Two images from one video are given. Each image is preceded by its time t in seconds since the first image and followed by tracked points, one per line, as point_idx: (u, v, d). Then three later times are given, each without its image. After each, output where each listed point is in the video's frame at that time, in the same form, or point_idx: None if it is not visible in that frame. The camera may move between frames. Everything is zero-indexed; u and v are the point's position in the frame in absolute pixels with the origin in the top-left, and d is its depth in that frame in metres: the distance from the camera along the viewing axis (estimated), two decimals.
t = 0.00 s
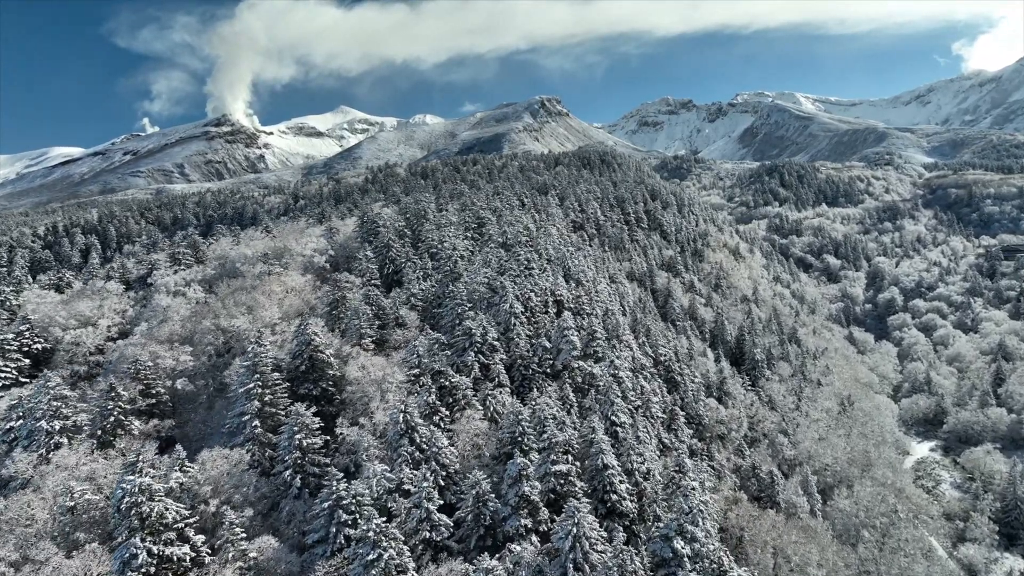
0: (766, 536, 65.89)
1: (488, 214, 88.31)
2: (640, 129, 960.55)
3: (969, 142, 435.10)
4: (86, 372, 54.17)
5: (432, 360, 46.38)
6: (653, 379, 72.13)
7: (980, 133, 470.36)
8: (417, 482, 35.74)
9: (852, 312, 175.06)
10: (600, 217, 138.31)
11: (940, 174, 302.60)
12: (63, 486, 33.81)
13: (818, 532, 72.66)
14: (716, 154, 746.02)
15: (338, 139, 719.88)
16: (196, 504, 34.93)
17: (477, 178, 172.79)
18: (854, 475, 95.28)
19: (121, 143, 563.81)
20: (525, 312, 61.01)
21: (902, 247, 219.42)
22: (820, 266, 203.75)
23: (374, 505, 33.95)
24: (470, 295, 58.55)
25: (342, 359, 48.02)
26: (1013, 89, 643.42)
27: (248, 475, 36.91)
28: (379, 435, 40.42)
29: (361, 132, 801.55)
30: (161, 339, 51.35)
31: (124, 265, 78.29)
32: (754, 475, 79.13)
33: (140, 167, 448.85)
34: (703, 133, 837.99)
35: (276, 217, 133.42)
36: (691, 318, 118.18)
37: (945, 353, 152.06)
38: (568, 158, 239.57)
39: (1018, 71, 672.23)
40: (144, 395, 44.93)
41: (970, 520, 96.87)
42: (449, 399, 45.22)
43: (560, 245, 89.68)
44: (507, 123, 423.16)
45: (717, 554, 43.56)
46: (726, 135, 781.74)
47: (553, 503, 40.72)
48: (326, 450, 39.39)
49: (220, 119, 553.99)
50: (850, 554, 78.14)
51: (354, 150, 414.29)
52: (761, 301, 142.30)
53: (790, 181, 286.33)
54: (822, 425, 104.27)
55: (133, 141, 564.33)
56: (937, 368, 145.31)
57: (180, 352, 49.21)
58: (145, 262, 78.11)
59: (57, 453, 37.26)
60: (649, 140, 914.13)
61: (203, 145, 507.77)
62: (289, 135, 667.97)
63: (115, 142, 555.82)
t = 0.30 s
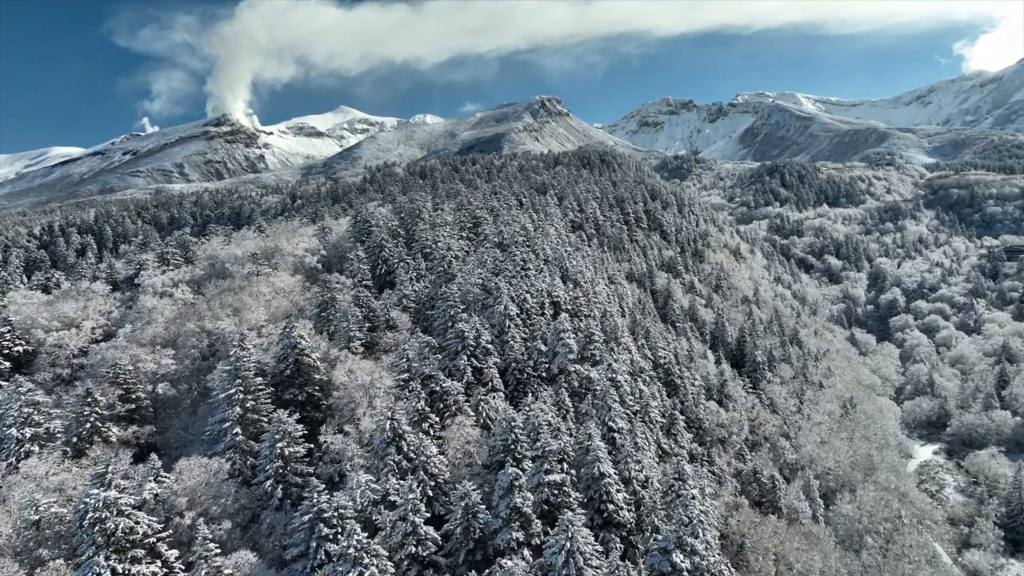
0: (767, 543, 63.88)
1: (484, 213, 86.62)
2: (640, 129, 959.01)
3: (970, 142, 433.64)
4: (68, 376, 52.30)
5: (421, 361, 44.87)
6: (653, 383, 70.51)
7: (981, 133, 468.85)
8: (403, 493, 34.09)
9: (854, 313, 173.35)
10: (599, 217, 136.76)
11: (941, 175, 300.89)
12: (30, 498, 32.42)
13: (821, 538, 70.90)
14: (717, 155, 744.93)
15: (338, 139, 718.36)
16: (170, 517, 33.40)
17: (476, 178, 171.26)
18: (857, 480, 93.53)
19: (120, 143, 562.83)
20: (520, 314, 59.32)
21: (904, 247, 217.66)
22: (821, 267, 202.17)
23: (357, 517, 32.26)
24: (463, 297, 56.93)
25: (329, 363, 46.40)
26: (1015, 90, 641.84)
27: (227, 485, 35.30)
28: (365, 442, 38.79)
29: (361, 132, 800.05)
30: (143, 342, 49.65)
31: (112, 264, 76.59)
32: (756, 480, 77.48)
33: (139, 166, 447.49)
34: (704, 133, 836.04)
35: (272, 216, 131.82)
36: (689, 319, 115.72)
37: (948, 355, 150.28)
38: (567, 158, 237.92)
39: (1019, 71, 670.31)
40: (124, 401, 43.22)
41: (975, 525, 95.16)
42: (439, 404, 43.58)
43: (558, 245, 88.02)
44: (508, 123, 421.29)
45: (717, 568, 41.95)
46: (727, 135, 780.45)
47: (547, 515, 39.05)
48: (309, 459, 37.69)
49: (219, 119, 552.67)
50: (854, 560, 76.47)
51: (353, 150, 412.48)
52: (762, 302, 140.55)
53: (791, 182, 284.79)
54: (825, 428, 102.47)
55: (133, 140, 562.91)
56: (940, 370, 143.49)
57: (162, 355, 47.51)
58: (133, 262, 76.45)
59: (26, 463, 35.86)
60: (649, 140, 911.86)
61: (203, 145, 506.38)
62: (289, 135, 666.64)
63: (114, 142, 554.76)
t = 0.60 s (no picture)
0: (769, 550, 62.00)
1: (480, 212, 84.88)
2: (640, 129, 957.29)
3: (972, 142, 431.84)
4: (49, 378, 50.28)
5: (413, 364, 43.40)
6: (652, 387, 68.85)
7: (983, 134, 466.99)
8: (387, 505, 32.43)
9: (856, 314, 171.55)
10: (598, 217, 135.13)
11: (943, 175, 298.99)
12: None
13: (824, 545, 69.14)
14: (718, 154, 743.10)
15: (337, 139, 716.86)
16: (141, 531, 31.92)
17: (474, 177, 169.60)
18: (859, 484, 91.83)
19: (120, 142, 561.45)
20: (515, 316, 57.63)
21: (906, 248, 215.84)
22: (822, 267, 200.45)
23: (338, 532, 30.58)
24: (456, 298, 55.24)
25: (315, 367, 44.73)
26: (1016, 90, 639.87)
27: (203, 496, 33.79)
28: (350, 449, 37.20)
29: (361, 132, 798.33)
30: (123, 345, 47.96)
31: (100, 263, 74.92)
32: (757, 484, 75.79)
33: (139, 166, 446.13)
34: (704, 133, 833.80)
35: (267, 215, 130.03)
36: (689, 321, 113.84)
37: (951, 356, 148.44)
38: (567, 158, 236.18)
39: (1021, 71, 667.96)
40: (101, 406, 41.50)
41: (981, 530, 93.38)
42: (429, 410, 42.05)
43: (556, 246, 86.35)
44: (508, 122, 419.47)
45: None
46: (728, 135, 778.57)
47: (539, 527, 37.41)
48: (291, 468, 36.01)
49: (219, 118, 551.08)
50: (857, 567, 74.83)
51: (353, 149, 410.72)
52: (763, 302, 138.70)
53: (792, 181, 283.04)
54: (827, 431, 100.69)
55: (132, 140, 561.25)
56: (943, 372, 141.64)
57: (143, 359, 45.83)
58: (121, 262, 74.65)
59: None
60: (650, 140, 909.06)
61: (202, 145, 504.81)
62: (289, 135, 665.45)
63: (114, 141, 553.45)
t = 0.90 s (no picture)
0: (771, 558, 60.25)
1: (476, 212, 83.23)
2: (640, 129, 955.59)
3: (974, 142, 429.85)
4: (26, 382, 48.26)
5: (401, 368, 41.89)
6: (651, 391, 67.14)
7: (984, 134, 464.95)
8: (370, 520, 30.68)
9: (857, 315, 169.80)
10: (597, 217, 133.50)
11: (945, 175, 297.00)
12: None
13: (827, 552, 67.34)
14: (719, 154, 741.30)
15: (337, 139, 715.22)
16: (109, 547, 30.24)
17: (473, 176, 167.95)
18: (862, 488, 90.08)
19: (120, 142, 560.24)
20: (509, 318, 55.95)
21: (908, 248, 214.06)
22: (823, 268, 198.70)
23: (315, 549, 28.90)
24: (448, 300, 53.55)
25: (301, 371, 43.09)
26: (1017, 90, 637.93)
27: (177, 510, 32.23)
28: (333, 458, 35.54)
29: (361, 132, 796.78)
30: (102, 349, 46.24)
31: (87, 263, 73.22)
32: (759, 489, 74.14)
33: (138, 165, 444.50)
34: (705, 133, 831.74)
35: (262, 214, 128.27)
36: (689, 322, 112.01)
37: (954, 358, 146.62)
38: (566, 157, 234.49)
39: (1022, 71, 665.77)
40: (77, 411, 39.73)
41: (986, 536, 91.55)
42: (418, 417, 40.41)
43: (554, 246, 84.71)
44: (508, 122, 417.80)
45: None
46: (729, 135, 776.56)
47: (532, 541, 35.69)
48: (271, 479, 34.27)
49: (218, 118, 549.56)
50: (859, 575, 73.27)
51: (352, 149, 409.25)
52: (764, 303, 136.72)
53: (793, 181, 281.23)
54: (829, 435, 98.89)
55: (132, 139, 559.80)
56: (946, 374, 139.79)
57: (122, 362, 44.10)
58: (107, 262, 72.91)
59: None
60: (650, 140, 906.76)
61: (202, 144, 503.21)
62: (289, 135, 663.93)
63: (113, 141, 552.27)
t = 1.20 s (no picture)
0: (773, 566, 58.56)
1: (472, 211, 81.52)
2: (641, 129, 953.76)
3: (975, 142, 427.89)
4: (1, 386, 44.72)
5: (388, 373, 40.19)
6: (650, 395, 65.39)
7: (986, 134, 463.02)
8: (349, 536, 28.97)
9: (859, 316, 168.00)
10: (596, 217, 131.89)
11: (947, 175, 295.13)
12: None
13: (830, 559, 65.53)
14: (720, 155, 739.44)
15: (337, 138, 713.77)
16: (73, 563, 28.70)
17: (471, 176, 166.42)
18: (865, 493, 88.33)
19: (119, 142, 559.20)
20: (503, 320, 54.28)
21: (910, 249, 212.23)
22: (825, 269, 196.84)
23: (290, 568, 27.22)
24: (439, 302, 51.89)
25: (284, 375, 41.39)
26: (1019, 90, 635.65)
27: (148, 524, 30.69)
28: (314, 469, 33.79)
29: (361, 132, 795.06)
30: (79, 352, 44.61)
31: (73, 262, 71.46)
32: (760, 495, 72.38)
33: (138, 165, 442.67)
34: (705, 133, 829.66)
35: (256, 214, 126.53)
36: (690, 323, 110.22)
37: (957, 360, 144.81)
38: (566, 157, 232.87)
39: None
40: (50, 418, 38.11)
41: (991, 542, 89.61)
42: (405, 424, 38.66)
43: (551, 246, 83.15)
44: (508, 122, 416.16)
45: None
46: (730, 135, 774.81)
47: (523, 556, 34.00)
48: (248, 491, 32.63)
49: (218, 118, 548.03)
50: None
51: (352, 149, 407.69)
52: (766, 304, 134.69)
53: (794, 181, 279.50)
54: (831, 438, 97.17)
55: (131, 139, 558.67)
56: (949, 376, 137.90)
57: (98, 366, 42.41)
58: (93, 262, 71.21)
59: None
60: (651, 140, 904.02)
61: (201, 144, 501.54)
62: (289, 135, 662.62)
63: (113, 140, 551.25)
